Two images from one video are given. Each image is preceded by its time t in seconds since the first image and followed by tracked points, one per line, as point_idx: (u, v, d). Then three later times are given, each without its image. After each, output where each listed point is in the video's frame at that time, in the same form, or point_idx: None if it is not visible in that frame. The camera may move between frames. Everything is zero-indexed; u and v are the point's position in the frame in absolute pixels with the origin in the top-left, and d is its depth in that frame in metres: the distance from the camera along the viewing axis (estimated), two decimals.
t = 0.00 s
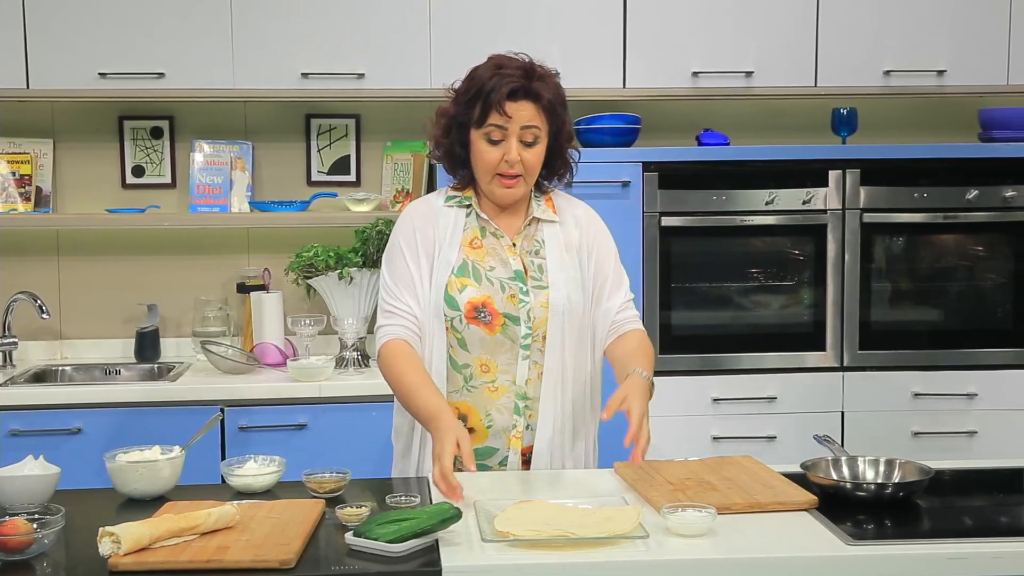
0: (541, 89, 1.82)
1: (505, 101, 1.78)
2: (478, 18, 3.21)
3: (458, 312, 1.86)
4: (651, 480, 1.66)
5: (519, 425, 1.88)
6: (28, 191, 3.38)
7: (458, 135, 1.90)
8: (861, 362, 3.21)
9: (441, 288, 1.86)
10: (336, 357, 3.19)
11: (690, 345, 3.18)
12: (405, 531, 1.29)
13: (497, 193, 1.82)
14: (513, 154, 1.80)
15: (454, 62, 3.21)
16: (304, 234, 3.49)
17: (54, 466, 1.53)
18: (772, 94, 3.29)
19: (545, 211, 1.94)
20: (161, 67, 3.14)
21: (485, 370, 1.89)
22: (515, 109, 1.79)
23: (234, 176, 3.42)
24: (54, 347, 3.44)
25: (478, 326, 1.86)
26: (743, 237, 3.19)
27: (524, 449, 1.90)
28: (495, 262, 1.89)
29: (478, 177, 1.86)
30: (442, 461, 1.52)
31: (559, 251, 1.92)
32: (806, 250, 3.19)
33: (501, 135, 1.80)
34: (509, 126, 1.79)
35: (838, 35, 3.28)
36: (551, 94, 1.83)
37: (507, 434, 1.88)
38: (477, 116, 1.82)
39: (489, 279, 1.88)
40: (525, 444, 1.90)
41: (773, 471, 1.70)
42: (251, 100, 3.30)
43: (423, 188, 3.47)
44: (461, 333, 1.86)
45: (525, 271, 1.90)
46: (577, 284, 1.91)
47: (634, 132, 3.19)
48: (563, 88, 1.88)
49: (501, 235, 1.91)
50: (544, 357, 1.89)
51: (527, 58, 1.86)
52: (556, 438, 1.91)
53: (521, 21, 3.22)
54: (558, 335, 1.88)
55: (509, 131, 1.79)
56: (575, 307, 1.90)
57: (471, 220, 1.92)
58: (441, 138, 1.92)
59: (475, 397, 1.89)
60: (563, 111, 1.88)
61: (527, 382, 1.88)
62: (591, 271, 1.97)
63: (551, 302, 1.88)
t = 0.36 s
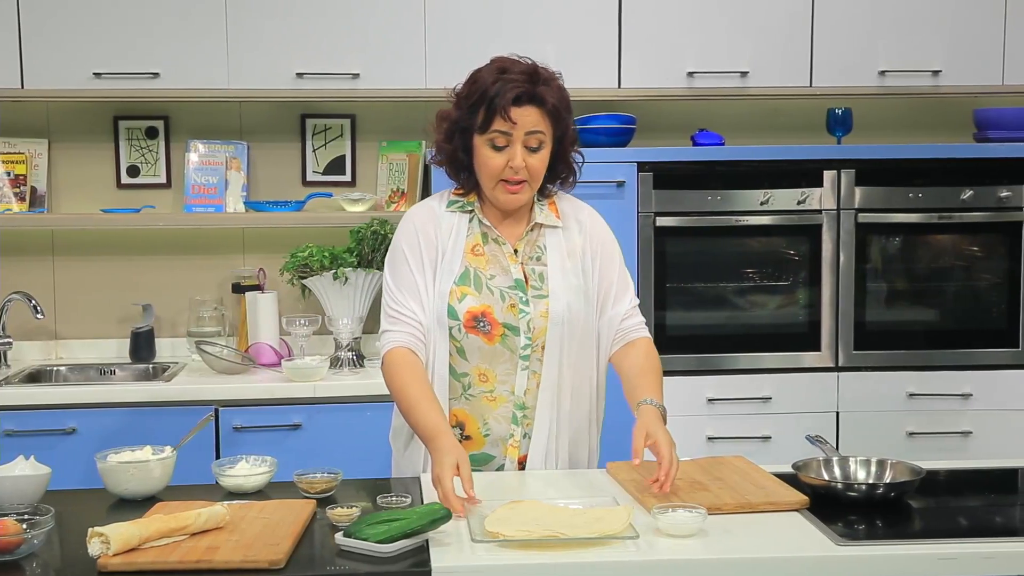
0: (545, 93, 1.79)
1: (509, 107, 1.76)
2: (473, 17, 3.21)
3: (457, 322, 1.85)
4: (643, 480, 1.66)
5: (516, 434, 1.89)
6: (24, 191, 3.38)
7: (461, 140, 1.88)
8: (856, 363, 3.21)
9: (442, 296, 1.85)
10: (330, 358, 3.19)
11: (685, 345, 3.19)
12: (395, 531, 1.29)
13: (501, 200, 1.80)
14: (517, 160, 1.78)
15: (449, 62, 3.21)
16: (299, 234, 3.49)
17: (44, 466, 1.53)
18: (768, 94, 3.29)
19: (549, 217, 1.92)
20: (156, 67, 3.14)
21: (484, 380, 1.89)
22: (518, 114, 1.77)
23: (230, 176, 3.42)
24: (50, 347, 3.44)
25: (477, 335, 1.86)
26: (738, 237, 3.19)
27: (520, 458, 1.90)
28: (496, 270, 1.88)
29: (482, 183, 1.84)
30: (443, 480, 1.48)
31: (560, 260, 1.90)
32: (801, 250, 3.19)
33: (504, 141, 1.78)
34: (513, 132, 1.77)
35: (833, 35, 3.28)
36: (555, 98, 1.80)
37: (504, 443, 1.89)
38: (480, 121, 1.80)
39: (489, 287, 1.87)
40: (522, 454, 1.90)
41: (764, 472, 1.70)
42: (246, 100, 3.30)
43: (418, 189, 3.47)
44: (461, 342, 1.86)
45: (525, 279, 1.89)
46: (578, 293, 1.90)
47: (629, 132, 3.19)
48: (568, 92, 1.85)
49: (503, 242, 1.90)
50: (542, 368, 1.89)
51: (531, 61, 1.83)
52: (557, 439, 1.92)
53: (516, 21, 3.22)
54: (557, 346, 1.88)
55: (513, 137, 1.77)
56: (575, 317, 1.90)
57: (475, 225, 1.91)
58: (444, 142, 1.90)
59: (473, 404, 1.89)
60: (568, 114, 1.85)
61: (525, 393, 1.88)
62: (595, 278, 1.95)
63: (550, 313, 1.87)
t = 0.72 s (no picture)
0: (543, 95, 1.78)
1: (506, 110, 1.75)
2: (469, 16, 3.21)
3: (454, 328, 1.86)
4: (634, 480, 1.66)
5: (512, 441, 1.89)
6: (18, 191, 3.37)
7: (463, 146, 1.88)
8: (851, 363, 3.22)
9: (440, 304, 1.85)
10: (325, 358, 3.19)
11: (680, 345, 3.19)
12: (385, 532, 1.29)
13: (504, 204, 1.78)
14: (517, 164, 1.76)
15: (444, 62, 3.21)
16: (295, 234, 3.49)
17: (35, 466, 1.53)
18: (763, 94, 3.29)
19: (550, 223, 1.90)
20: (152, 67, 3.14)
21: (481, 387, 1.89)
22: (516, 117, 1.76)
23: (225, 176, 3.42)
24: (45, 347, 3.44)
25: (473, 342, 1.87)
26: (733, 237, 3.20)
27: (518, 463, 1.90)
28: (494, 276, 1.88)
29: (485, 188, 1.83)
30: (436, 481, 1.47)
31: (558, 268, 1.89)
32: (796, 250, 3.19)
33: (504, 145, 1.77)
34: (511, 135, 1.76)
35: (828, 35, 3.28)
36: (554, 100, 1.79)
37: (499, 449, 1.90)
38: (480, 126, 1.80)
39: (486, 295, 1.87)
40: (519, 460, 1.91)
41: (756, 472, 1.71)
42: (241, 100, 3.30)
43: (413, 189, 3.47)
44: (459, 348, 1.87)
45: (523, 287, 1.88)
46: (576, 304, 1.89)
47: (625, 132, 3.19)
48: (568, 94, 1.84)
49: (503, 248, 1.89)
50: (537, 376, 1.89)
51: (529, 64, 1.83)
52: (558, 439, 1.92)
53: (512, 21, 3.22)
54: (553, 356, 1.88)
55: (512, 140, 1.76)
56: (571, 328, 1.89)
57: (477, 230, 1.89)
58: (446, 149, 1.90)
59: (470, 410, 1.90)
60: (569, 117, 1.84)
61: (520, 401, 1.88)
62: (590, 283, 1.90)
63: (546, 324, 1.87)
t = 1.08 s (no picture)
0: (523, 77, 1.83)
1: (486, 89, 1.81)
2: (465, 16, 3.21)
3: (443, 326, 1.87)
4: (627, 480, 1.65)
5: (504, 441, 1.89)
6: (13, 191, 3.37)
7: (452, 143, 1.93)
8: (847, 363, 3.22)
9: (428, 303, 1.87)
10: (320, 358, 3.18)
11: (675, 345, 3.19)
12: (377, 532, 1.29)
13: (486, 184, 1.77)
14: (497, 141, 1.77)
15: (439, 62, 3.21)
16: (290, 234, 3.49)
17: (27, 466, 1.52)
18: (758, 94, 3.30)
19: (542, 220, 1.90)
20: (147, 67, 3.14)
21: (471, 386, 1.89)
22: (495, 96, 1.81)
23: (221, 176, 3.41)
24: (40, 347, 3.43)
25: (462, 340, 1.87)
26: (729, 237, 3.20)
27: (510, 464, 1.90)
28: (484, 274, 1.89)
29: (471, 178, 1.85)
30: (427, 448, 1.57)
31: (551, 268, 1.89)
32: (791, 250, 3.19)
33: (485, 124, 1.80)
34: (491, 114, 1.80)
35: (823, 35, 3.29)
36: (535, 84, 1.84)
37: (492, 449, 1.90)
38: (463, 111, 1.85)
39: (476, 293, 1.88)
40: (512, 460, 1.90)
41: (749, 472, 1.71)
42: (236, 99, 3.30)
43: (408, 189, 3.46)
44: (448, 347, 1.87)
45: (513, 286, 1.89)
46: (569, 303, 1.89)
47: (620, 132, 3.19)
48: (552, 85, 1.88)
49: (494, 247, 1.89)
50: (527, 375, 1.89)
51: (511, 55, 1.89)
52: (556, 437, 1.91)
53: (507, 20, 3.22)
54: (544, 355, 1.87)
55: (492, 119, 1.79)
56: (562, 327, 1.88)
57: (466, 229, 1.91)
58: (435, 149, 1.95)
59: (462, 409, 1.90)
60: (552, 105, 1.87)
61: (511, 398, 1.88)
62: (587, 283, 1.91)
63: (536, 322, 1.87)
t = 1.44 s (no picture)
0: (509, 67, 1.88)
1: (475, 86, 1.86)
2: (462, 16, 3.21)
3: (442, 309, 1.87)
4: (622, 479, 1.65)
5: (500, 425, 1.88)
6: (10, 191, 3.36)
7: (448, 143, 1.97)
8: (844, 362, 3.22)
9: (424, 287, 1.88)
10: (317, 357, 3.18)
11: (673, 345, 3.19)
12: (369, 532, 1.29)
13: (490, 176, 1.82)
14: (494, 132, 1.82)
15: (436, 62, 3.21)
16: (287, 234, 3.49)
17: (21, 466, 1.52)
18: (755, 94, 3.30)
19: (547, 210, 1.91)
20: (143, 67, 3.13)
21: (471, 368, 1.89)
22: (484, 90, 1.86)
23: (217, 176, 3.41)
24: (37, 347, 3.43)
25: (464, 322, 1.87)
26: (726, 237, 3.20)
27: (506, 449, 1.90)
28: (488, 260, 1.89)
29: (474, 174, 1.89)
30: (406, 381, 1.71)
31: (557, 257, 1.89)
32: (788, 250, 3.19)
33: (480, 119, 1.85)
34: (483, 108, 1.85)
35: (820, 35, 3.29)
36: (522, 74, 1.89)
37: (488, 433, 1.90)
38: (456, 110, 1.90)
39: (478, 278, 1.88)
40: (508, 446, 1.90)
41: (744, 472, 1.71)
42: (232, 100, 3.30)
43: (405, 190, 3.46)
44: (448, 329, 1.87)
45: (517, 272, 1.89)
46: (575, 291, 1.89)
47: (617, 131, 3.20)
48: (539, 73, 1.93)
49: (498, 237, 1.91)
50: (528, 361, 1.88)
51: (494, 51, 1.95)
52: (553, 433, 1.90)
53: (504, 20, 3.22)
54: (545, 340, 1.86)
55: (485, 113, 1.85)
56: (568, 313, 1.88)
57: (467, 219, 1.93)
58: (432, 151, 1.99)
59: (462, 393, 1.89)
60: (541, 92, 1.92)
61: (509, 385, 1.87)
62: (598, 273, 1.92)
63: (540, 305, 1.87)
